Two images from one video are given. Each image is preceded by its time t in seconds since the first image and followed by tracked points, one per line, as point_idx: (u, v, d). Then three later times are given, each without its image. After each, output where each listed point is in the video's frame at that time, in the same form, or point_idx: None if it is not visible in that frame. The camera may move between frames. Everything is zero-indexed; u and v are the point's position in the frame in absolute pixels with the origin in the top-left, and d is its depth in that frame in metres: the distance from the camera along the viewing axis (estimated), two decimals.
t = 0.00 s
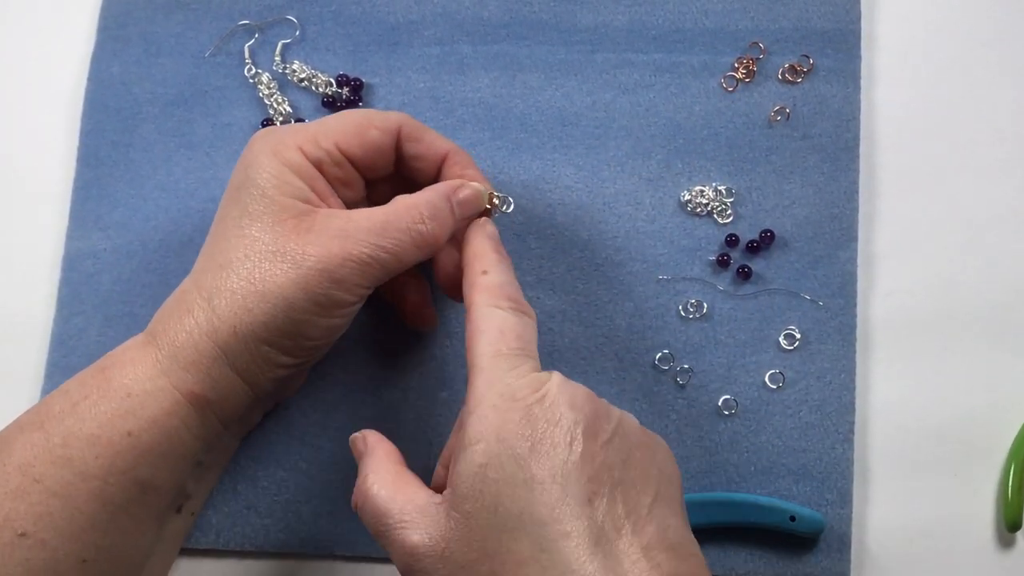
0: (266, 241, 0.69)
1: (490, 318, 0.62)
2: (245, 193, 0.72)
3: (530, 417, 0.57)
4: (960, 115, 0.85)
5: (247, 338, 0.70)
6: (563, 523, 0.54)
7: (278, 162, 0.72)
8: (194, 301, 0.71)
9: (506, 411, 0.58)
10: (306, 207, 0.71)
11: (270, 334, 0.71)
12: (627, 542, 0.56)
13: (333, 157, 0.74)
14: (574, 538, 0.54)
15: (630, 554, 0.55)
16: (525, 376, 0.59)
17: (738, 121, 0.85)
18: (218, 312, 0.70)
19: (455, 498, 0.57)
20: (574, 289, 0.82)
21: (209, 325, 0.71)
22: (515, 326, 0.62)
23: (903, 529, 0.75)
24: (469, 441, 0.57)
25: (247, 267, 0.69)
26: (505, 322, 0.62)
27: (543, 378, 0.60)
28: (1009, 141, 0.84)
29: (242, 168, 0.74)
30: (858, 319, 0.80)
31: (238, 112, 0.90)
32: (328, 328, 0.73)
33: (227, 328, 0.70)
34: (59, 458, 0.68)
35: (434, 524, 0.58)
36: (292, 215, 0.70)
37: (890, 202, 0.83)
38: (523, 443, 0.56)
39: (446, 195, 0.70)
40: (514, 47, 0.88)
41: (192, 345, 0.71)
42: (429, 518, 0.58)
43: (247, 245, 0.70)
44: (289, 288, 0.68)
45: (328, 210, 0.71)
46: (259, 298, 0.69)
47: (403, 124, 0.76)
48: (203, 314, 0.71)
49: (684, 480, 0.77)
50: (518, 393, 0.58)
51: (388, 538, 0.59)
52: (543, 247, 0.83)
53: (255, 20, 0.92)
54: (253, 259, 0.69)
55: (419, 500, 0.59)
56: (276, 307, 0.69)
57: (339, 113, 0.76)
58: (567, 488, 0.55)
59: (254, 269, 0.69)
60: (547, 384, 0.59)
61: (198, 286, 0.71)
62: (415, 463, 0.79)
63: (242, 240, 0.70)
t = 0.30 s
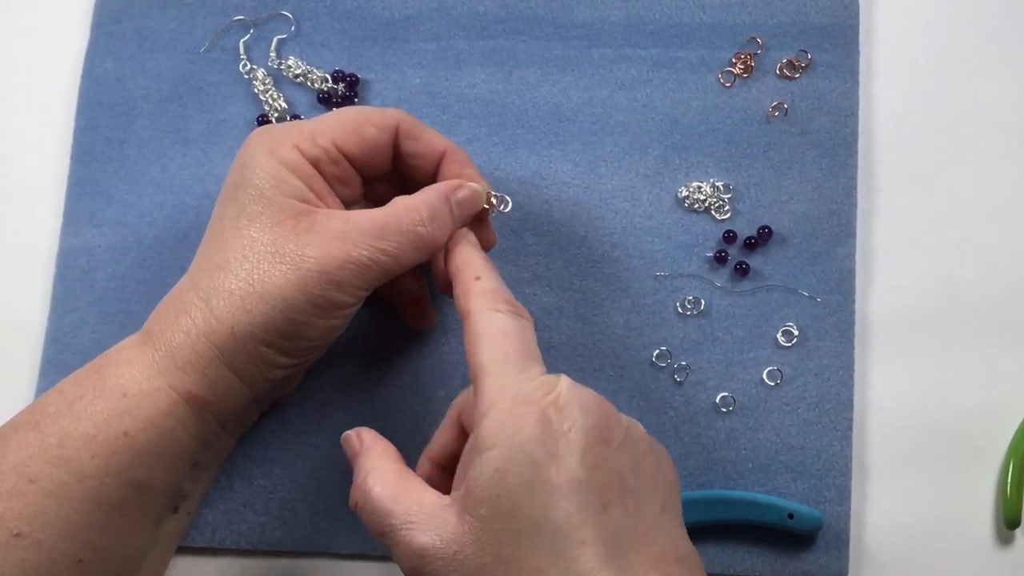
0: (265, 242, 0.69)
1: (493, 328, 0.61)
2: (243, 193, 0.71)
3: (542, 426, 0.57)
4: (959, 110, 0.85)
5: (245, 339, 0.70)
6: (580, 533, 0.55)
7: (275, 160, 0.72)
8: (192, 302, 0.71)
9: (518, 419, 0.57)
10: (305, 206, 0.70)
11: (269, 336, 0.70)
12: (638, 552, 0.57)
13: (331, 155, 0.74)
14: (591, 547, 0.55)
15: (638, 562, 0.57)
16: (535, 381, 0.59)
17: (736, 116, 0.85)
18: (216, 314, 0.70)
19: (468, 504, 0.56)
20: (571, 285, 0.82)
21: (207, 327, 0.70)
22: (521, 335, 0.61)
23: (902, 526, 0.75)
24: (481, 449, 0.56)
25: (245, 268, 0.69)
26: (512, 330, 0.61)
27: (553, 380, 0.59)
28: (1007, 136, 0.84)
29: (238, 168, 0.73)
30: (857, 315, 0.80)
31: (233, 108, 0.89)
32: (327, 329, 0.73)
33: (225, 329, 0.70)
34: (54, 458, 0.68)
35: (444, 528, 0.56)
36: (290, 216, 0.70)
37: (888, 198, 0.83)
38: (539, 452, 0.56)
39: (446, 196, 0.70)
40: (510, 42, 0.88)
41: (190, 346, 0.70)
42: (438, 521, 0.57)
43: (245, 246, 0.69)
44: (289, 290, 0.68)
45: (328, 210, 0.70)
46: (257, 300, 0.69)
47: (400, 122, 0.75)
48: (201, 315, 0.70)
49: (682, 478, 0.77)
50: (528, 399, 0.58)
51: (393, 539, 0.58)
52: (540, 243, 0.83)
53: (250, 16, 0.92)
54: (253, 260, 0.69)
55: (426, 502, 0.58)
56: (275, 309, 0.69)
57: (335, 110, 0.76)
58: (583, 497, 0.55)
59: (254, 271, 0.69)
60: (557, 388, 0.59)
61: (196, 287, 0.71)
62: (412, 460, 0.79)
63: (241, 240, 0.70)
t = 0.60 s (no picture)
0: (264, 243, 0.70)
1: (390, 428, 0.56)
2: (243, 192, 0.72)
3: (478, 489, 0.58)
4: (954, 106, 0.85)
5: (244, 338, 0.70)
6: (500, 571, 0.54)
7: (274, 160, 0.72)
8: (190, 300, 0.71)
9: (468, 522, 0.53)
10: (304, 207, 0.71)
11: (268, 336, 0.71)
12: None
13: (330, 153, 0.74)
14: None
15: None
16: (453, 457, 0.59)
17: (731, 112, 0.85)
18: (214, 313, 0.70)
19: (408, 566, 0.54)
20: (567, 281, 0.82)
21: (205, 327, 0.70)
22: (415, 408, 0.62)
23: (897, 521, 0.75)
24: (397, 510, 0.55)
25: (245, 268, 0.69)
26: (419, 401, 0.63)
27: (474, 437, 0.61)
28: (1002, 131, 0.84)
29: (236, 166, 0.73)
30: (852, 310, 0.80)
31: (229, 104, 0.89)
32: (325, 329, 0.74)
33: (223, 329, 0.70)
34: (52, 457, 0.68)
35: None
36: (289, 216, 0.70)
37: (883, 194, 0.83)
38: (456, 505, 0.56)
39: (443, 198, 0.70)
40: (505, 38, 0.88)
41: (188, 345, 0.71)
42: None
43: (245, 246, 0.70)
44: (288, 291, 0.69)
45: (326, 211, 0.71)
46: (256, 300, 0.69)
47: (398, 120, 0.75)
48: (200, 315, 0.71)
49: (678, 473, 0.77)
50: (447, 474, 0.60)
51: None
52: (535, 239, 0.83)
53: (246, 12, 0.92)
54: (253, 260, 0.69)
55: None
56: (273, 309, 0.69)
57: (333, 107, 0.76)
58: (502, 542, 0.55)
59: (253, 271, 0.69)
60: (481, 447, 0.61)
61: (194, 285, 0.71)
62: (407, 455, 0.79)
63: (240, 240, 0.70)
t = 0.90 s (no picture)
0: (263, 238, 0.70)
1: (349, 451, 0.57)
2: (241, 187, 0.72)
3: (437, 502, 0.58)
4: (949, 101, 0.85)
5: (242, 333, 0.70)
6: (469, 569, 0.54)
7: (273, 154, 0.72)
8: (188, 295, 0.71)
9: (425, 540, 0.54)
10: (302, 202, 0.71)
11: (266, 330, 0.71)
12: None
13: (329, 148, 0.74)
14: None
15: None
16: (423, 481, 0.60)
17: (728, 106, 0.85)
18: (212, 308, 0.70)
19: None
20: (563, 275, 0.82)
21: (203, 321, 0.71)
22: (382, 425, 0.63)
23: (893, 514, 0.75)
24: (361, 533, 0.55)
25: (243, 263, 0.70)
26: (383, 417, 0.63)
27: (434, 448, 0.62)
28: (998, 126, 0.84)
29: (234, 161, 0.73)
30: (848, 305, 0.80)
31: (227, 99, 0.90)
32: (323, 324, 0.74)
33: (222, 323, 0.70)
34: (51, 451, 0.68)
35: None
36: (288, 211, 0.71)
37: (879, 189, 0.83)
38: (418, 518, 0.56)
39: (439, 192, 0.71)
40: (503, 34, 0.88)
41: (187, 340, 0.71)
42: None
43: (244, 241, 0.70)
44: (286, 286, 0.69)
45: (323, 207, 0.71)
46: (254, 295, 0.69)
47: (396, 114, 0.76)
48: (197, 310, 0.71)
49: (674, 466, 0.77)
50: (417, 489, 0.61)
51: None
52: (532, 233, 0.83)
53: (244, 8, 0.92)
54: (250, 255, 0.70)
55: None
56: (271, 304, 0.70)
57: (331, 102, 0.76)
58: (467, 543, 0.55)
59: (251, 266, 0.69)
60: (446, 457, 0.62)
61: (192, 280, 0.71)
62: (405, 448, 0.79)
63: (238, 235, 0.70)
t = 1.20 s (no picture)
0: (265, 237, 0.70)
1: (332, 459, 0.57)
2: (243, 186, 0.72)
3: (423, 506, 0.58)
4: (947, 99, 0.85)
5: (244, 331, 0.71)
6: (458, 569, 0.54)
7: (275, 153, 0.73)
8: (190, 294, 0.72)
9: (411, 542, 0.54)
10: (304, 202, 0.72)
11: (268, 329, 0.71)
12: None
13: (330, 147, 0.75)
14: None
15: None
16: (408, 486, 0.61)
17: (726, 105, 0.85)
18: (214, 307, 0.71)
19: None
20: (562, 273, 0.82)
21: (205, 320, 0.71)
22: (368, 432, 0.63)
23: (890, 511, 0.76)
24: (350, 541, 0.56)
25: (244, 262, 0.70)
26: (367, 425, 0.64)
27: (419, 454, 0.62)
28: (995, 124, 0.84)
29: (236, 160, 0.74)
30: (846, 303, 0.81)
31: (227, 98, 0.90)
32: (324, 322, 0.75)
33: (224, 322, 0.71)
34: (53, 449, 0.69)
35: None
36: (289, 210, 0.71)
37: (877, 188, 0.83)
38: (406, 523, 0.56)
39: (440, 191, 0.71)
40: (502, 33, 0.89)
41: (189, 339, 0.71)
42: None
43: (245, 240, 0.71)
44: (288, 284, 0.69)
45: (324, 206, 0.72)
46: (256, 293, 0.70)
47: (397, 114, 0.76)
48: (199, 308, 0.71)
49: (673, 462, 0.77)
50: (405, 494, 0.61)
51: None
52: (531, 231, 0.84)
53: (244, 7, 0.92)
54: (252, 254, 0.70)
55: None
56: (273, 302, 0.70)
57: (332, 101, 0.77)
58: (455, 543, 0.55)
59: (253, 264, 0.70)
60: (432, 461, 0.62)
61: (194, 278, 0.72)
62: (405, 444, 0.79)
63: (240, 234, 0.71)
